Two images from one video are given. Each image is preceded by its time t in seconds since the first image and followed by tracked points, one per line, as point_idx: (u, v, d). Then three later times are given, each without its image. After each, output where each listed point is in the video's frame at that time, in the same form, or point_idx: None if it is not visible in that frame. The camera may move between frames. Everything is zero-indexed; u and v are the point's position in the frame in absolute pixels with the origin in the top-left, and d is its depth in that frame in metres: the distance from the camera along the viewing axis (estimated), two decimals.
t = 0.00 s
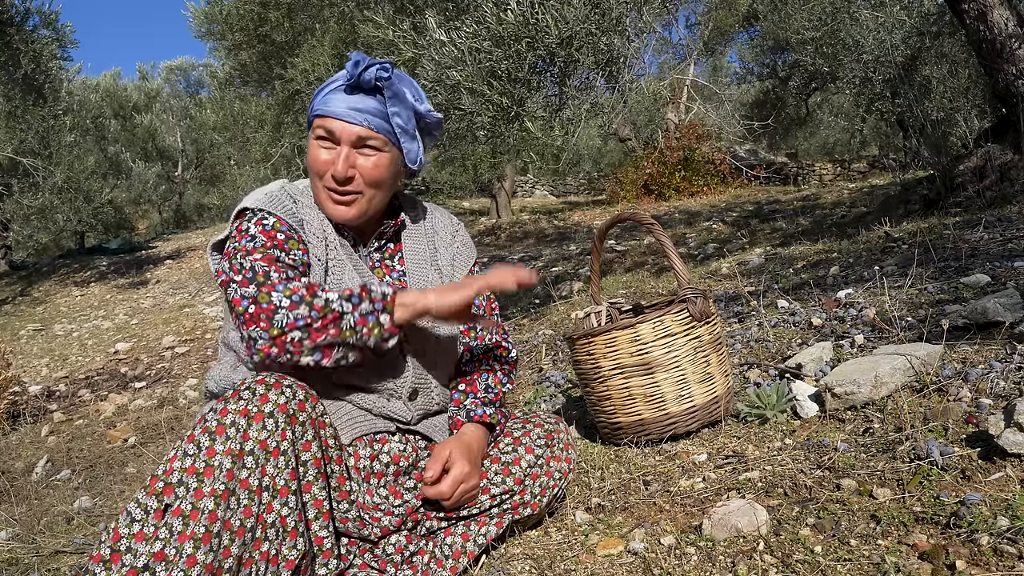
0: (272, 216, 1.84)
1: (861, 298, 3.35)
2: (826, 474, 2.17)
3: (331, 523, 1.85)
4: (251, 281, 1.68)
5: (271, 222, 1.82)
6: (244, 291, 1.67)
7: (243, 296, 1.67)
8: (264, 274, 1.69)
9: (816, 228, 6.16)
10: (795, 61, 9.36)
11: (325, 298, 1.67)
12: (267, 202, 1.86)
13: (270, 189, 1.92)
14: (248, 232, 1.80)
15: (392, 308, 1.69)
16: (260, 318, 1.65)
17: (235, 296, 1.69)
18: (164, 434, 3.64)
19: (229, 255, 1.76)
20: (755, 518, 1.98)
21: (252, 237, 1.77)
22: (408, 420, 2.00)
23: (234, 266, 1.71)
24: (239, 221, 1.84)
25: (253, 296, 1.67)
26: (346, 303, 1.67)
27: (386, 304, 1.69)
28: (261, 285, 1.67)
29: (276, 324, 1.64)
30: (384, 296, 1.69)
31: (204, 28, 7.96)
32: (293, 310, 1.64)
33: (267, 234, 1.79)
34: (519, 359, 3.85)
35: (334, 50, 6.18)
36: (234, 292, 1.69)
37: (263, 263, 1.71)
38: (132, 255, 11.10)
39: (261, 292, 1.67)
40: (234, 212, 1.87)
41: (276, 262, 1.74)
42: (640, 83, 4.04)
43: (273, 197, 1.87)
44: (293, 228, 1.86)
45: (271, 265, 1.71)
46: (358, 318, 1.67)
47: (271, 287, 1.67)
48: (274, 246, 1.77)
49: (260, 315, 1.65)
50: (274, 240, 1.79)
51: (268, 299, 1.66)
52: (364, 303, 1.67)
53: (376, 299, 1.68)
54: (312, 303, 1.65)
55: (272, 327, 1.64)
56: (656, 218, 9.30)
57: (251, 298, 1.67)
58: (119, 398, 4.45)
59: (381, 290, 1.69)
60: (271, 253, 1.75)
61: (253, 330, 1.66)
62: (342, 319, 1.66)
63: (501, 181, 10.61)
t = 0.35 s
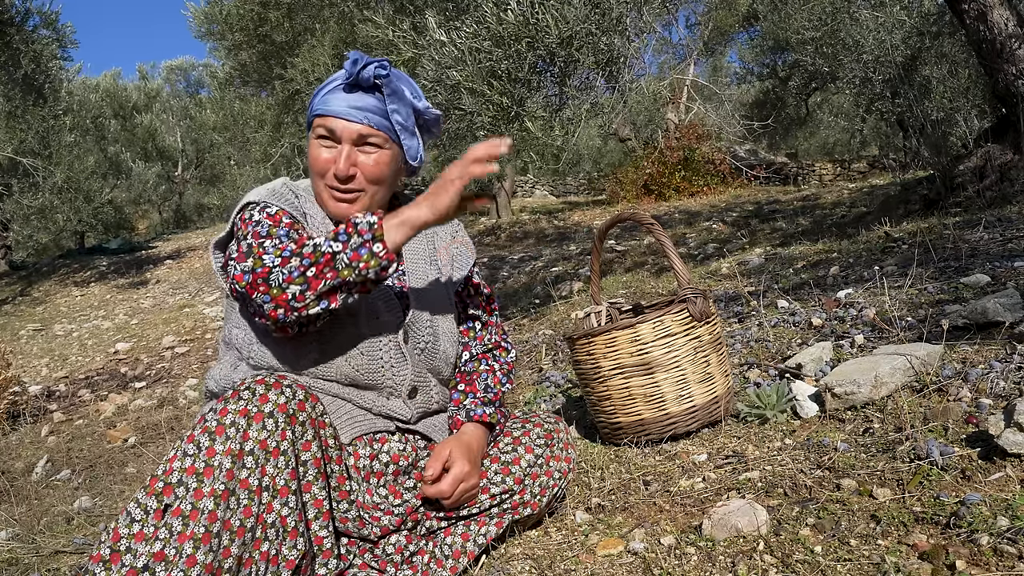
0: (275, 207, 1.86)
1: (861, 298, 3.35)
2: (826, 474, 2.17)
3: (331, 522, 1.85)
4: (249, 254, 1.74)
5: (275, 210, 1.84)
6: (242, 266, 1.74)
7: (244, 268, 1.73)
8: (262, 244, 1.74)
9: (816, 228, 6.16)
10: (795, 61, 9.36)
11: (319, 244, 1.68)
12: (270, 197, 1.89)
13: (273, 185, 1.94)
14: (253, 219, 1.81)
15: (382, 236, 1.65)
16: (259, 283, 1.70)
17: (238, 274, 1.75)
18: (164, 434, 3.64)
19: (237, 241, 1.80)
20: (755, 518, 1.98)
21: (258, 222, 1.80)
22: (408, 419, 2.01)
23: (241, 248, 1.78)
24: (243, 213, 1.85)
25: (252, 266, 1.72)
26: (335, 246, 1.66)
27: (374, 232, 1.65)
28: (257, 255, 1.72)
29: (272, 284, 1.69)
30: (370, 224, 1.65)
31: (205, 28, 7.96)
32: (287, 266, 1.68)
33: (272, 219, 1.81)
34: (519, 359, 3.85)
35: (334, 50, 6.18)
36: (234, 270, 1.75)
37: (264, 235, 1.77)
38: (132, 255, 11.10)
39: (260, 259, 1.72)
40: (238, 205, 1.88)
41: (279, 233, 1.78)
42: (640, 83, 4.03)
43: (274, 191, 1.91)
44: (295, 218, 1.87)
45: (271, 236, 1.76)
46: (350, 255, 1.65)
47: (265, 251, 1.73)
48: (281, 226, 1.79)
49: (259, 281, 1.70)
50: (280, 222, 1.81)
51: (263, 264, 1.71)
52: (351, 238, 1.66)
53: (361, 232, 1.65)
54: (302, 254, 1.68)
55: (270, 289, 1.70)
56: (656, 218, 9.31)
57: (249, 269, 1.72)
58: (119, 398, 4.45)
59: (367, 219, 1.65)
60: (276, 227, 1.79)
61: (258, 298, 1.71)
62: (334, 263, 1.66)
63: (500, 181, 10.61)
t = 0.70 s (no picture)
0: (272, 218, 1.84)
1: (861, 298, 3.35)
2: (826, 474, 2.17)
3: (330, 521, 1.85)
4: (248, 299, 1.73)
5: (270, 225, 1.83)
6: (239, 309, 1.73)
7: (236, 313, 1.73)
8: (262, 296, 1.74)
9: (816, 228, 6.16)
10: (795, 61, 9.36)
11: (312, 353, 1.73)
12: (267, 202, 1.87)
13: (270, 190, 1.92)
14: (247, 234, 1.81)
15: (367, 392, 1.78)
16: (246, 343, 1.71)
17: (227, 310, 1.74)
18: (164, 434, 3.64)
19: (227, 258, 1.79)
20: (755, 518, 1.98)
21: (250, 240, 1.80)
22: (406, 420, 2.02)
23: (231, 276, 1.76)
24: (238, 222, 1.85)
25: (242, 317, 1.72)
26: (325, 366, 1.73)
27: (361, 387, 1.76)
28: (258, 310, 1.72)
29: (258, 355, 1.70)
30: (364, 379, 1.76)
31: (205, 29, 7.97)
32: (278, 350, 1.71)
33: (265, 238, 1.81)
34: (519, 359, 3.85)
35: (334, 50, 6.18)
36: (227, 307, 1.74)
37: (260, 280, 1.76)
38: (132, 255, 11.10)
39: (255, 319, 1.72)
40: (234, 211, 1.87)
41: (270, 278, 1.78)
42: (640, 83, 4.03)
43: (272, 198, 1.88)
44: (291, 229, 1.86)
45: (265, 285, 1.76)
46: (329, 385, 1.74)
47: (264, 315, 1.73)
48: (269, 254, 1.80)
49: (247, 340, 1.71)
50: (271, 246, 1.81)
51: (260, 328, 1.72)
52: (344, 374, 1.74)
53: (354, 378, 1.75)
54: (298, 351, 1.72)
55: (253, 356, 1.71)
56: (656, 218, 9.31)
57: (243, 317, 1.72)
58: (119, 398, 4.45)
59: (365, 372, 1.77)
60: (266, 266, 1.78)
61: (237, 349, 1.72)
62: (315, 376, 1.73)
63: (501, 181, 10.61)
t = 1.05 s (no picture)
0: (274, 218, 1.84)
1: (861, 298, 3.35)
2: (826, 474, 2.17)
3: (330, 522, 1.85)
4: (254, 301, 1.74)
5: (274, 225, 1.83)
6: (246, 310, 1.74)
7: (243, 315, 1.74)
8: (268, 299, 1.75)
9: (816, 228, 6.16)
10: (795, 61, 9.36)
11: (317, 360, 1.75)
12: (268, 200, 1.87)
13: (271, 186, 1.92)
14: (251, 234, 1.81)
15: (367, 403, 1.79)
16: (253, 345, 1.73)
17: (234, 312, 1.76)
18: (164, 434, 3.64)
19: (231, 257, 1.80)
20: (755, 518, 1.98)
21: (253, 240, 1.80)
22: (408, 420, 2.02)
23: (237, 277, 1.77)
24: (242, 220, 1.85)
25: (249, 320, 1.74)
26: (328, 375, 1.75)
27: (363, 397, 1.77)
28: (264, 314, 1.74)
29: (263, 360, 1.72)
30: (366, 390, 1.77)
31: (205, 29, 7.97)
32: (284, 355, 1.72)
33: (270, 239, 1.81)
34: (519, 360, 3.85)
35: (334, 50, 6.18)
36: (233, 308, 1.75)
37: (266, 282, 1.76)
38: (132, 255, 11.10)
39: (263, 324, 1.74)
40: (235, 209, 1.87)
41: (276, 280, 1.78)
42: (640, 83, 4.04)
43: (274, 195, 1.88)
44: (294, 229, 1.86)
45: (272, 286, 1.77)
46: (331, 392, 1.75)
47: (270, 319, 1.74)
48: (274, 254, 1.80)
49: (254, 343, 1.73)
50: (276, 246, 1.81)
51: (267, 332, 1.73)
52: (347, 382, 1.76)
53: (356, 387, 1.77)
54: (304, 357, 1.73)
55: (258, 360, 1.73)
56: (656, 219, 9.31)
57: (250, 320, 1.74)
58: (119, 398, 4.45)
59: (368, 382, 1.78)
60: (272, 266, 1.78)
61: (243, 353, 1.74)
62: (319, 384, 1.75)
63: (501, 181, 10.61)
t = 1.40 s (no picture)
0: (268, 221, 1.84)
1: (861, 298, 3.35)
2: (826, 474, 2.17)
3: (331, 522, 1.85)
4: (241, 304, 1.73)
5: (266, 229, 1.83)
6: (232, 314, 1.72)
7: (231, 319, 1.72)
8: (254, 299, 1.73)
9: (816, 228, 6.16)
10: (795, 61, 9.36)
11: (307, 345, 1.72)
12: (263, 204, 1.86)
13: (265, 191, 1.91)
14: (242, 238, 1.81)
15: (367, 377, 1.74)
16: (242, 346, 1.70)
17: (222, 318, 1.74)
18: (164, 434, 3.64)
19: (222, 264, 1.79)
20: (755, 518, 1.98)
21: (246, 244, 1.80)
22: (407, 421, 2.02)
23: (225, 283, 1.75)
24: (235, 225, 1.84)
25: (238, 322, 1.72)
26: (322, 360, 1.72)
27: (359, 373, 1.73)
28: (249, 312, 1.72)
29: (253, 357, 1.70)
30: (362, 366, 1.73)
31: (205, 29, 7.97)
32: (271, 349, 1.70)
33: (261, 242, 1.81)
34: (519, 359, 3.85)
35: (334, 49, 6.18)
36: (220, 314, 1.74)
37: (253, 282, 1.75)
38: (132, 255, 11.10)
39: (250, 321, 1.71)
40: (230, 214, 1.86)
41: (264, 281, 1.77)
42: (640, 83, 4.04)
43: (267, 200, 1.87)
44: (288, 231, 1.85)
45: (257, 286, 1.76)
46: (327, 377, 1.73)
47: (256, 316, 1.72)
48: (264, 258, 1.80)
49: (241, 343, 1.70)
50: (266, 249, 1.81)
51: (252, 329, 1.71)
52: (340, 365, 1.72)
53: (351, 366, 1.73)
54: (292, 346, 1.70)
55: (249, 359, 1.70)
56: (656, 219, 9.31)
57: (236, 323, 1.72)
58: (119, 398, 4.45)
59: (362, 357, 1.73)
60: (261, 269, 1.78)
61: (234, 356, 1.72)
62: (312, 372, 1.72)
63: (501, 181, 10.61)
